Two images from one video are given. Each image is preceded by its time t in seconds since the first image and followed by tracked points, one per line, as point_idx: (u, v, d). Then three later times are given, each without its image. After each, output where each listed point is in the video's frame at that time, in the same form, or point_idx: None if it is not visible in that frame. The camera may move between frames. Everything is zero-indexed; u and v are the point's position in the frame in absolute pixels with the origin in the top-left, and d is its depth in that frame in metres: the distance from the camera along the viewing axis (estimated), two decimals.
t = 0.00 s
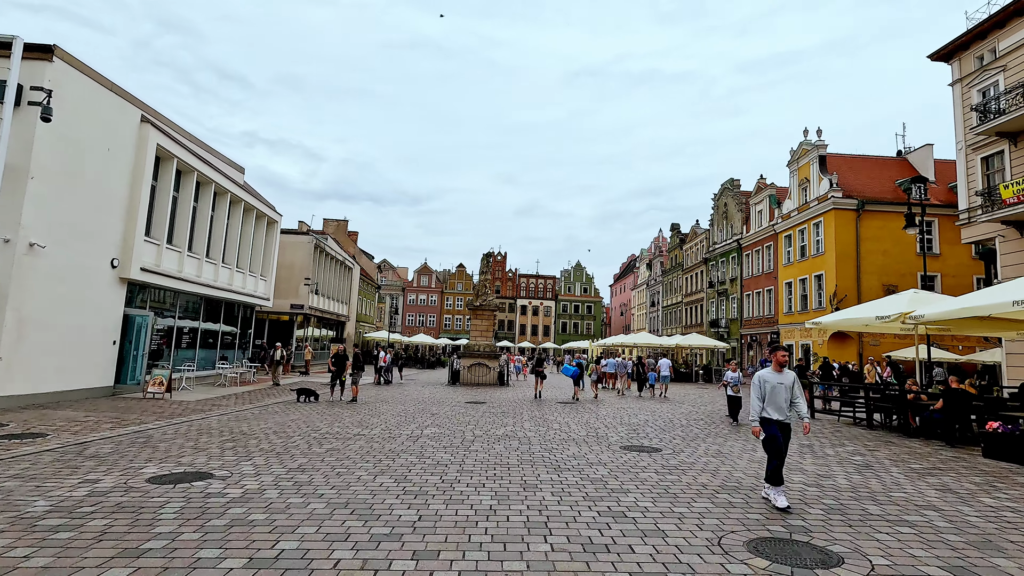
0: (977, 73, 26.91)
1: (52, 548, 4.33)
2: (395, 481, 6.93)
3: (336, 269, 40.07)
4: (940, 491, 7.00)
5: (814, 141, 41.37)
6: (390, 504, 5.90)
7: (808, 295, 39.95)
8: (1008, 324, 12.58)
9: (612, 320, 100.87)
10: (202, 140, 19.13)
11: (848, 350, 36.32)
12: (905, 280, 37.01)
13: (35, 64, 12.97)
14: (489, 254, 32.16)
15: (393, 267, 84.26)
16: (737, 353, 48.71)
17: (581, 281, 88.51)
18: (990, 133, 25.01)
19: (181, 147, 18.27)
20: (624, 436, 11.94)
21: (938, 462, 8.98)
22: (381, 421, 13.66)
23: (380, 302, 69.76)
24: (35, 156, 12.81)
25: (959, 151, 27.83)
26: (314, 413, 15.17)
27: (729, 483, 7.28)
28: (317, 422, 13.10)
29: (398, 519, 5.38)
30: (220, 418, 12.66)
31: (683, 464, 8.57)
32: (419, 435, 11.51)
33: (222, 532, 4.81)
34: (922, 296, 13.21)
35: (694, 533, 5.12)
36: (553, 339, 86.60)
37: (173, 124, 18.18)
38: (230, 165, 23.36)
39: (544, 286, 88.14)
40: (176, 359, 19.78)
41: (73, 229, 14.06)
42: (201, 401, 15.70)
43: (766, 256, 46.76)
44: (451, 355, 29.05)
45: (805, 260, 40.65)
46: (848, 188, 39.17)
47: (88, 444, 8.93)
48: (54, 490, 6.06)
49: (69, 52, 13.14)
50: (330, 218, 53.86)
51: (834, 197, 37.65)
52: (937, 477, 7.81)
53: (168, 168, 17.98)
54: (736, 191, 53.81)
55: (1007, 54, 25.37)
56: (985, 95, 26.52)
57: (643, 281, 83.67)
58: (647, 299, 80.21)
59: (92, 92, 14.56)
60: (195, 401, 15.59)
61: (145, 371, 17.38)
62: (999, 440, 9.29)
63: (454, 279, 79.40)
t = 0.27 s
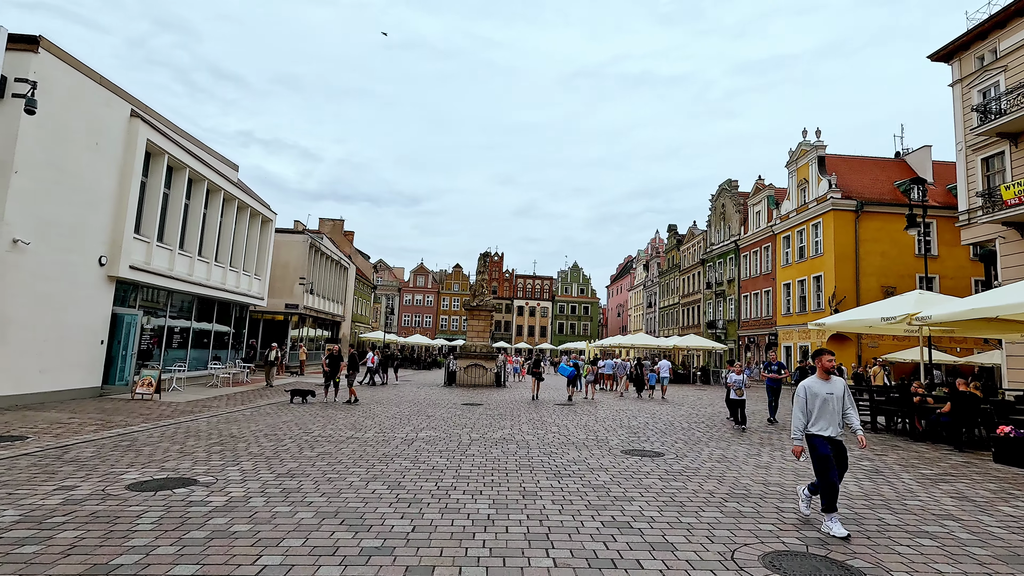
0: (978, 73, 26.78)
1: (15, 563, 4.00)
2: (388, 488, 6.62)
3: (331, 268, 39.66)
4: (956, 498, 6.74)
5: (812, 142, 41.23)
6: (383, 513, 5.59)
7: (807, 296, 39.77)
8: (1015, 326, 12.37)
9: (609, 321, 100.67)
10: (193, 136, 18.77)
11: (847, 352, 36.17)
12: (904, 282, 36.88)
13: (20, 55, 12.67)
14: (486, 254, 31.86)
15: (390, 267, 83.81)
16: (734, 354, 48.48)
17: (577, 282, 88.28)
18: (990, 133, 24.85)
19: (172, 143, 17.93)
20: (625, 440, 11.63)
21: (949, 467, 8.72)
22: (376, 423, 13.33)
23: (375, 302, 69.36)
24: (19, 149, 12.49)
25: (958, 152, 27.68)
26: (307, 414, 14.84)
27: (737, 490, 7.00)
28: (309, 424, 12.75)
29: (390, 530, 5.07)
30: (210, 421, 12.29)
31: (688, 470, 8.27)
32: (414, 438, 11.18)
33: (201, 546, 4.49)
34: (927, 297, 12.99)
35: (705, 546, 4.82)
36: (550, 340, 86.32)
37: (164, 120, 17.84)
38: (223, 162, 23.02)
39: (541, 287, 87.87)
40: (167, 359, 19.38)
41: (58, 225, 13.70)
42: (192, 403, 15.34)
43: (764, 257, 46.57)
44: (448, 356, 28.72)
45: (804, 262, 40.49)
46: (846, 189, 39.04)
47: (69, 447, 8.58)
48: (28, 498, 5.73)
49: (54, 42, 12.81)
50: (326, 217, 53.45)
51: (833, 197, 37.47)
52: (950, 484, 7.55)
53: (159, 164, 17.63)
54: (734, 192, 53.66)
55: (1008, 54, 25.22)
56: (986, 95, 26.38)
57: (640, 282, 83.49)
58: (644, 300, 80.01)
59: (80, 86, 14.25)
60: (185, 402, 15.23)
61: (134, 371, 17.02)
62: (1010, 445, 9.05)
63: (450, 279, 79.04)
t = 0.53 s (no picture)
0: (978, 72, 26.64)
1: None
2: (382, 493, 6.36)
3: (328, 268, 39.36)
4: (969, 502, 6.54)
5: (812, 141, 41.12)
6: (376, 519, 5.36)
7: (806, 297, 39.62)
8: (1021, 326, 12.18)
9: (607, 322, 100.59)
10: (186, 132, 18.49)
11: (846, 352, 36.03)
12: (904, 282, 36.76)
13: (8, 48, 12.46)
14: (484, 253, 31.58)
15: (387, 267, 83.52)
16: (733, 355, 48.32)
17: (575, 282, 88.11)
18: (991, 132, 24.70)
19: (165, 139, 17.65)
20: (625, 442, 11.40)
21: (957, 470, 8.54)
22: (372, 424, 13.08)
23: (373, 302, 69.12)
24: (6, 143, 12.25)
25: (959, 151, 27.52)
26: (302, 415, 14.59)
27: (743, 494, 6.74)
28: (303, 425, 12.50)
29: (383, 537, 4.85)
30: (202, 422, 12.04)
31: (691, 472, 8.05)
32: (411, 439, 10.93)
33: (182, 556, 4.24)
34: (932, 296, 12.79)
35: (714, 555, 4.59)
36: (548, 340, 86.15)
37: (157, 116, 17.58)
38: (218, 160, 22.74)
39: (539, 287, 87.67)
40: (160, 360, 19.11)
41: (47, 221, 13.43)
42: (184, 404, 15.07)
43: (763, 258, 46.42)
44: (445, 357, 28.48)
45: (803, 262, 40.33)
46: (846, 189, 38.89)
47: (54, 450, 8.31)
48: (4, 504, 5.47)
49: (42, 34, 12.55)
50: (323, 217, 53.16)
51: (833, 197, 37.30)
52: (961, 487, 7.35)
53: (152, 161, 17.35)
54: (732, 192, 53.52)
55: (1009, 53, 25.08)
56: (987, 94, 26.24)
57: (638, 282, 83.36)
58: (643, 300, 79.85)
59: (69, 80, 14.02)
60: (177, 403, 14.96)
61: (126, 372, 16.71)
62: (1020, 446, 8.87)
63: (448, 280, 78.81)
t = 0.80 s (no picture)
0: (978, 68, 26.45)
1: None
2: (372, 496, 6.03)
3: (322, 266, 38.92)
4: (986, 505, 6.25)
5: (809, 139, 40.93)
6: (363, 525, 5.03)
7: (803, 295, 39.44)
8: None
9: (603, 321, 100.41)
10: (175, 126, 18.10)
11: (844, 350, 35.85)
12: (901, 280, 36.62)
13: None
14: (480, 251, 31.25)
15: (383, 266, 83.07)
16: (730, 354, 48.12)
17: (572, 281, 87.86)
18: (992, 129, 24.51)
19: (153, 132, 17.26)
20: (625, 441, 11.09)
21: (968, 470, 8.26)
22: (364, 423, 12.74)
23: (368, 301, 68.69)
24: None
25: (959, 148, 27.33)
26: (293, 414, 14.24)
27: (751, 496, 6.42)
28: (293, 424, 12.14)
29: (370, 545, 4.52)
30: (189, 421, 11.67)
31: (695, 473, 7.75)
32: (403, 437, 10.60)
33: (150, 568, 3.90)
34: (937, 293, 12.54)
35: (726, 563, 4.29)
36: (544, 339, 85.88)
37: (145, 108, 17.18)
38: (208, 154, 22.33)
39: (535, 286, 87.37)
40: (149, 359, 18.69)
41: (28, 214, 13.02)
42: (172, 403, 14.69)
43: (760, 256, 46.22)
44: (441, 355, 28.14)
45: (801, 260, 40.14)
46: (843, 186, 38.71)
47: (29, 452, 7.94)
48: None
49: (22, 20, 12.13)
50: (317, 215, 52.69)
51: (830, 195, 37.09)
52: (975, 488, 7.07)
53: (139, 154, 16.95)
54: (729, 190, 53.31)
55: (1009, 49, 24.89)
56: (987, 91, 26.04)
57: (634, 281, 83.15)
58: (639, 299, 79.72)
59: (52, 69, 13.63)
60: (165, 403, 14.58)
61: (111, 371, 16.29)
62: None
63: (444, 279, 78.44)
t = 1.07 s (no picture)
0: (978, 65, 26.30)
1: None
2: (360, 503, 5.73)
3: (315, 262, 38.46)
4: (1004, 511, 5.99)
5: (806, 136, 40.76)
6: (350, 536, 4.71)
7: (800, 293, 39.30)
8: None
9: (598, 318, 100.22)
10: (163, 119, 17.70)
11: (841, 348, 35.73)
12: (898, 278, 36.53)
13: None
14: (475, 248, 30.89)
15: (378, 264, 82.59)
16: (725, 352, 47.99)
17: (567, 279, 87.60)
18: (991, 126, 24.35)
19: (140, 125, 16.85)
20: (623, 441, 10.81)
21: (978, 472, 8.02)
22: (356, 422, 12.41)
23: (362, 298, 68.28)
24: None
25: (957, 145, 27.18)
26: (283, 414, 13.89)
27: (759, 502, 6.13)
28: (283, 424, 11.78)
29: (358, 559, 4.20)
30: (175, 421, 11.32)
31: (698, 476, 7.46)
32: (396, 438, 10.28)
33: None
34: (941, 291, 12.34)
35: None
36: (539, 337, 85.64)
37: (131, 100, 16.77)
38: (198, 149, 21.92)
39: (530, 284, 87.07)
40: (136, 357, 18.28)
41: (8, 208, 12.62)
42: (158, 402, 14.31)
43: (756, 254, 46.08)
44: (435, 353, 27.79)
45: (797, 258, 40.00)
46: (840, 184, 38.57)
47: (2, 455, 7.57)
48: None
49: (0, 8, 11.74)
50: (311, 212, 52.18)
51: (827, 192, 36.91)
52: (989, 492, 6.82)
53: (126, 148, 16.53)
54: (725, 188, 53.12)
55: (1009, 45, 24.73)
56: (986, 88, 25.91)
57: (630, 279, 82.97)
58: (635, 297, 79.57)
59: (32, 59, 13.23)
60: (151, 402, 14.19)
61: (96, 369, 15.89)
62: None
63: (439, 276, 78.05)
